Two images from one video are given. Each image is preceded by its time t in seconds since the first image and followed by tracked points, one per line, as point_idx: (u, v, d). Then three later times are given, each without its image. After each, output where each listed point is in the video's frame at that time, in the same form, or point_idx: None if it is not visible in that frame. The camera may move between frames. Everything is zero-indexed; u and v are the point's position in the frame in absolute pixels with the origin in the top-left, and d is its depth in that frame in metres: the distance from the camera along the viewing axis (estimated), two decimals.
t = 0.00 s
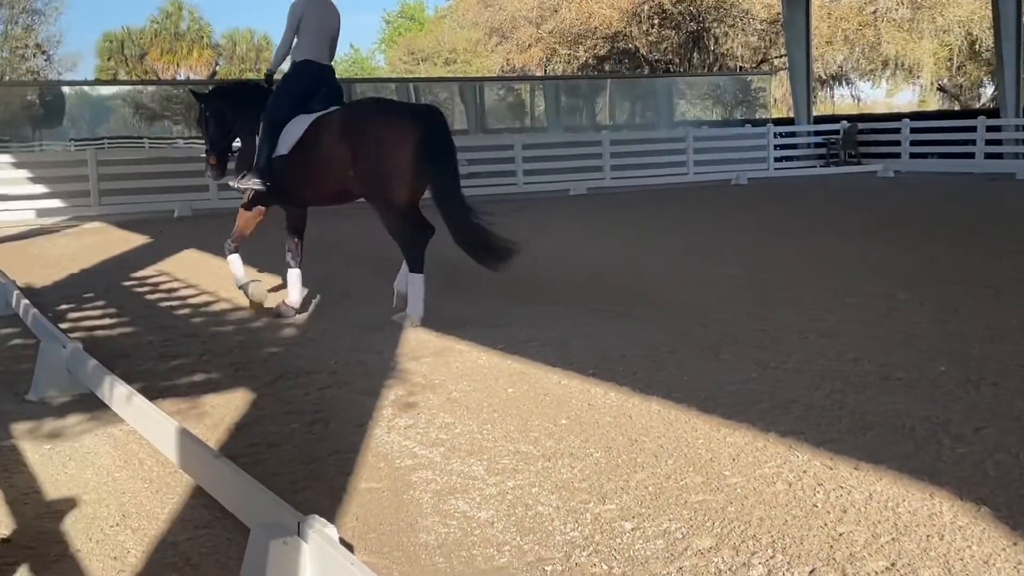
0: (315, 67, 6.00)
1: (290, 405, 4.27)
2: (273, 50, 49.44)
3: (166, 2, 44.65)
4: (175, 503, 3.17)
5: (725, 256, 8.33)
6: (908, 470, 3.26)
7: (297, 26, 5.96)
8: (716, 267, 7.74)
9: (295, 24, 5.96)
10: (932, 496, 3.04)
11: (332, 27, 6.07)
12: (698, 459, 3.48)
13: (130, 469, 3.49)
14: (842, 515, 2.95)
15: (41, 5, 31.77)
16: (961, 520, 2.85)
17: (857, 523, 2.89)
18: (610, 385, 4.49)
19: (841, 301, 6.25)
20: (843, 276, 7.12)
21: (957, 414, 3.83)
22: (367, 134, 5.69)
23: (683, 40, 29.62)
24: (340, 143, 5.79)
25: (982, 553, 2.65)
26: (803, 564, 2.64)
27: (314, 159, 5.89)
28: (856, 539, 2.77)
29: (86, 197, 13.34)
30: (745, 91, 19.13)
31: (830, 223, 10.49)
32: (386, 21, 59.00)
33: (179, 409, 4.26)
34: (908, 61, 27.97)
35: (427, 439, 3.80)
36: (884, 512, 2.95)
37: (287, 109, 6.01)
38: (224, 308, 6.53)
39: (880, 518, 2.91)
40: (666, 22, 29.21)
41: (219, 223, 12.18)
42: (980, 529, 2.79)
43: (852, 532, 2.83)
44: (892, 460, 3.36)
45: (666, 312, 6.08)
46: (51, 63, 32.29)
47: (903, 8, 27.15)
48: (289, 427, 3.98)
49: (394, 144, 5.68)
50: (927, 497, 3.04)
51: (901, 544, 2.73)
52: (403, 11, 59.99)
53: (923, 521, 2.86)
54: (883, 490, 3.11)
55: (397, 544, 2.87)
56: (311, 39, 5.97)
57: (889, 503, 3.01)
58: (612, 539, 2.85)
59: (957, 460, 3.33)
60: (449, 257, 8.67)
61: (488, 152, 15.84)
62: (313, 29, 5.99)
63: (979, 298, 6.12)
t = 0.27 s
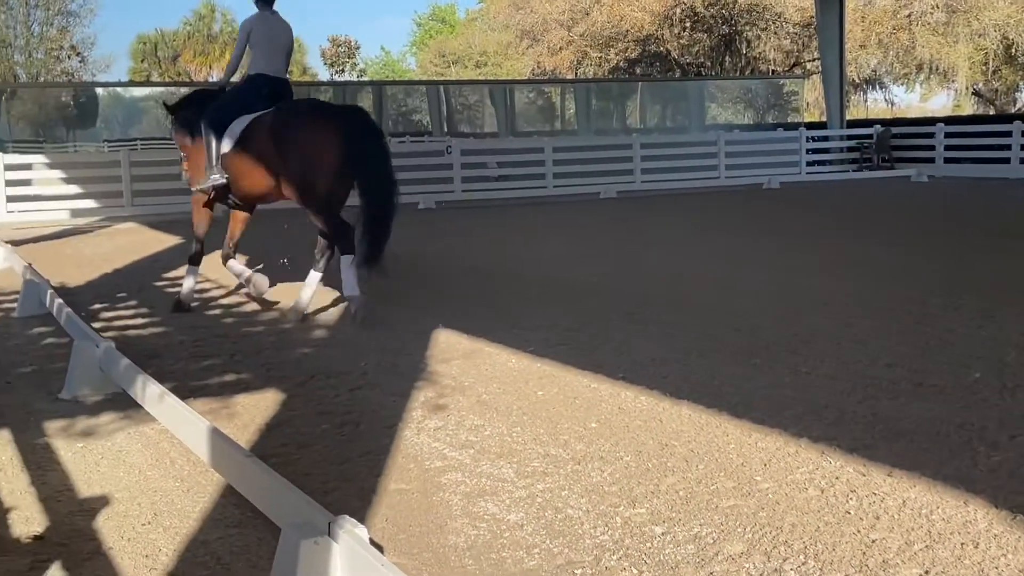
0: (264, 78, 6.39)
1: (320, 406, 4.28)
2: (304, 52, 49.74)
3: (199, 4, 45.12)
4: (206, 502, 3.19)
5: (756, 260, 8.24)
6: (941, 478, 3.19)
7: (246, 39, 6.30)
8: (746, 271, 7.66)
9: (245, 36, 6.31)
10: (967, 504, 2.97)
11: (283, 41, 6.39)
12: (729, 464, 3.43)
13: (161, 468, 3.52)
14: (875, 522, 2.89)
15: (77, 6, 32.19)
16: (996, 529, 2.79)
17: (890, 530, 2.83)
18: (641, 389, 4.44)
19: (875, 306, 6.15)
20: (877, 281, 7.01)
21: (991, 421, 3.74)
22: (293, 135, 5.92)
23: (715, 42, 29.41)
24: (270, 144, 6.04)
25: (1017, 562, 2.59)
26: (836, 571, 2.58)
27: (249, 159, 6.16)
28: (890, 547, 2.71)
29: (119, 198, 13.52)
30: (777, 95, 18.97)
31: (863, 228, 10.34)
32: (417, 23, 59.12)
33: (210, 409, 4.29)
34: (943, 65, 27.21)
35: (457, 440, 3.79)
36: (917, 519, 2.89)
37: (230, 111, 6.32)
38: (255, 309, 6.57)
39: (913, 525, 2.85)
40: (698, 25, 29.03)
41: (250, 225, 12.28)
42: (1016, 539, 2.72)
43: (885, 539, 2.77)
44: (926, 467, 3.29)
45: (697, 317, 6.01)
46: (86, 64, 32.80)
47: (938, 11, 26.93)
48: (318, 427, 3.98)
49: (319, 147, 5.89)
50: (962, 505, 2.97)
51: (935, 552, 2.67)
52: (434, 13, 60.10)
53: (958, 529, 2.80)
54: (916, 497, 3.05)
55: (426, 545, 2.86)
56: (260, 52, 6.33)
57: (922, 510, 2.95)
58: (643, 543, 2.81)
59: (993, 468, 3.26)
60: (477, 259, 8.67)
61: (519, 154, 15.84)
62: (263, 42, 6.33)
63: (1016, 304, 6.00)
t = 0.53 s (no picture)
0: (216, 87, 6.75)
1: (338, 411, 4.28)
2: (324, 59, 50.04)
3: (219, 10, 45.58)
4: (223, 507, 3.19)
5: (774, 268, 8.19)
6: (960, 488, 3.15)
7: (197, 51, 6.71)
8: (764, 280, 7.61)
9: (195, 48, 6.72)
10: (987, 515, 2.93)
11: (234, 50, 6.80)
12: (747, 473, 3.39)
13: (178, 472, 3.53)
14: (894, 532, 2.85)
15: (100, 13, 32.52)
16: (1016, 540, 2.75)
17: (909, 540, 2.79)
18: (658, 397, 4.42)
19: (895, 315, 6.08)
20: (896, 290, 6.94)
21: (1011, 431, 3.69)
22: (221, 149, 6.36)
23: (734, 50, 29.41)
24: (206, 154, 6.53)
25: None
26: None
27: (191, 167, 6.68)
28: (908, 557, 2.68)
29: (139, 203, 13.63)
30: (795, 103, 18.86)
31: (882, 237, 10.24)
32: (436, 30, 59.35)
33: (228, 413, 4.30)
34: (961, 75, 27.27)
35: (474, 447, 3.78)
36: (935, 529, 2.85)
37: (183, 120, 6.81)
38: (273, 314, 6.60)
39: (932, 536, 2.81)
40: (717, 33, 29.01)
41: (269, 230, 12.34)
42: None
43: (904, 549, 2.74)
44: (945, 478, 3.25)
45: (715, 324, 5.98)
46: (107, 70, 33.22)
47: (959, 20, 26.86)
48: (336, 432, 3.99)
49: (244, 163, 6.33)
50: (981, 516, 2.93)
51: (954, 563, 2.63)
52: (454, 21, 60.28)
53: (977, 540, 2.76)
54: (935, 507, 3.01)
55: (442, 551, 2.85)
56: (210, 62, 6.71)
57: (941, 521, 2.91)
58: (659, 551, 2.79)
59: (1013, 479, 3.21)
60: (496, 265, 8.66)
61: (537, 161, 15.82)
62: (213, 53, 6.72)
63: None
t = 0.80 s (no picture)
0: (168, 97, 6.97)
1: (347, 421, 4.29)
2: (335, 69, 50.33)
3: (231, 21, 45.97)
4: (233, 515, 3.20)
5: (784, 279, 8.17)
6: (971, 501, 3.13)
7: (155, 64, 7.00)
8: (773, 290, 7.59)
9: (154, 61, 7.01)
10: (998, 528, 2.91)
11: (191, 65, 7.07)
12: (756, 484, 3.38)
13: (188, 481, 3.54)
14: (904, 544, 2.83)
15: (113, 23, 32.83)
16: None
17: (919, 553, 2.77)
18: (667, 407, 4.41)
19: (906, 326, 6.06)
20: (907, 301, 6.91)
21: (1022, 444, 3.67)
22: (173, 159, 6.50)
23: (743, 61, 29.56)
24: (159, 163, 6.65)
25: None
26: None
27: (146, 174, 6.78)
28: (918, 570, 2.66)
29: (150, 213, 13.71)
30: (805, 114, 18.85)
31: (893, 248, 10.20)
32: (447, 41, 59.63)
33: (238, 422, 4.31)
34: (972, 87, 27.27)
35: (483, 457, 3.78)
36: (946, 542, 2.83)
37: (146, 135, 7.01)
38: (283, 323, 6.62)
39: (943, 548, 2.79)
40: (727, 44, 29.01)
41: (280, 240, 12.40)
42: None
43: (914, 561, 2.72)
44: (956, 490, 3.23)
45: (724, 335, 5.97)
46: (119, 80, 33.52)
47: (970, 32, 26.81)
48: (345, 442, 4.00)
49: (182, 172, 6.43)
50: (992, 528, 2.91)
51: None
52: (464, 31, 60.56)
53: (988, 553, 2.75)
54: (946, 519, 2.99)
55: (450, 561, 2.85)
56: (164, 75, 6.98)
57: (951, 533, 2.89)
58: (668, 563, 2.78)
59: None
60: (505, 275, 8.67)
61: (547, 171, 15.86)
62: (169, 66, 7.00)
63: None
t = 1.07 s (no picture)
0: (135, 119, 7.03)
1: (350, 432, 4.29)
2: (339, 80, 50.57)
3: (236, 33, 46.30)
4: (235, 526, 3.20)
5: (788, 291, 8.17)
6: (976, 513, 3.12)
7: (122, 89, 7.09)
8: (778, 302, 7.58)
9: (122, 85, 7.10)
10: (1002, 540, 2.90)
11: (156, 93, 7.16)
12: (760, 496, 3.37)
13: (192, 491, 3.54)
14: (908, 556, 2.82)
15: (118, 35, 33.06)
16: None
17: (924, 565, 2.76)
18: (671, 419, 4.40)
19: (910, 338, 6.04)
20: (912, 313, 6.90)
21: None
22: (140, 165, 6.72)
23: (748, 73, 29.55)
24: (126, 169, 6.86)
25: None
26: None
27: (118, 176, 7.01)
28: None
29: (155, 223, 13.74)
30: (809, 125, 18.89)
31: (897, 260, 10.19)
32: (451, 52, 59.87)
33: (241, 433, 4.32)
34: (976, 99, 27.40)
35: (486, 468, 3.78)
36: (950, 554, 2.82)
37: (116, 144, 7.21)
38: (287, 334, 6.63)
39: (947, 561, 2.78)
40: (731, 56, 29.06)
41: (285, 250, 12.44)
42: None
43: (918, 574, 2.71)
44: (961, 502, 3.22)
45: (727, 347, 5.96)
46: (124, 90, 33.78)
47: (973, 44, 26.77)
48: (349, 452, 4.00)
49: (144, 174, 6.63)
50: (996, 541, 2.90)
51: None
52: (469, 42, 60.83)
53: (992, 565, 2.74)
54: (950, 531, 2.98)
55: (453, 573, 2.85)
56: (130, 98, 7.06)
57: (956, 545, 2.88)
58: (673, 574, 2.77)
59: None
60: (508, 286, 8.67)
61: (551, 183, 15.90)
62: (136, 90, 7.09)
63: None
